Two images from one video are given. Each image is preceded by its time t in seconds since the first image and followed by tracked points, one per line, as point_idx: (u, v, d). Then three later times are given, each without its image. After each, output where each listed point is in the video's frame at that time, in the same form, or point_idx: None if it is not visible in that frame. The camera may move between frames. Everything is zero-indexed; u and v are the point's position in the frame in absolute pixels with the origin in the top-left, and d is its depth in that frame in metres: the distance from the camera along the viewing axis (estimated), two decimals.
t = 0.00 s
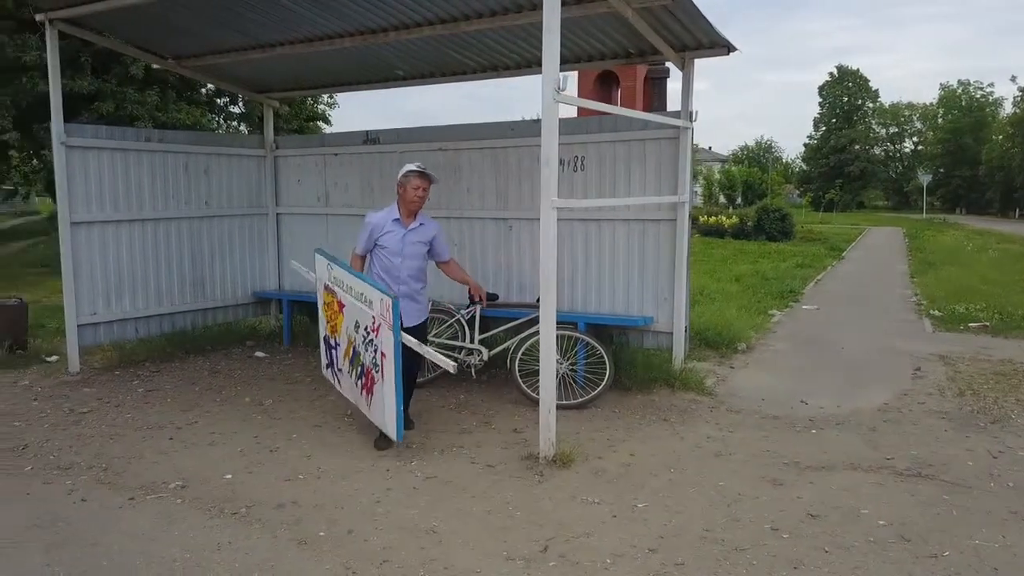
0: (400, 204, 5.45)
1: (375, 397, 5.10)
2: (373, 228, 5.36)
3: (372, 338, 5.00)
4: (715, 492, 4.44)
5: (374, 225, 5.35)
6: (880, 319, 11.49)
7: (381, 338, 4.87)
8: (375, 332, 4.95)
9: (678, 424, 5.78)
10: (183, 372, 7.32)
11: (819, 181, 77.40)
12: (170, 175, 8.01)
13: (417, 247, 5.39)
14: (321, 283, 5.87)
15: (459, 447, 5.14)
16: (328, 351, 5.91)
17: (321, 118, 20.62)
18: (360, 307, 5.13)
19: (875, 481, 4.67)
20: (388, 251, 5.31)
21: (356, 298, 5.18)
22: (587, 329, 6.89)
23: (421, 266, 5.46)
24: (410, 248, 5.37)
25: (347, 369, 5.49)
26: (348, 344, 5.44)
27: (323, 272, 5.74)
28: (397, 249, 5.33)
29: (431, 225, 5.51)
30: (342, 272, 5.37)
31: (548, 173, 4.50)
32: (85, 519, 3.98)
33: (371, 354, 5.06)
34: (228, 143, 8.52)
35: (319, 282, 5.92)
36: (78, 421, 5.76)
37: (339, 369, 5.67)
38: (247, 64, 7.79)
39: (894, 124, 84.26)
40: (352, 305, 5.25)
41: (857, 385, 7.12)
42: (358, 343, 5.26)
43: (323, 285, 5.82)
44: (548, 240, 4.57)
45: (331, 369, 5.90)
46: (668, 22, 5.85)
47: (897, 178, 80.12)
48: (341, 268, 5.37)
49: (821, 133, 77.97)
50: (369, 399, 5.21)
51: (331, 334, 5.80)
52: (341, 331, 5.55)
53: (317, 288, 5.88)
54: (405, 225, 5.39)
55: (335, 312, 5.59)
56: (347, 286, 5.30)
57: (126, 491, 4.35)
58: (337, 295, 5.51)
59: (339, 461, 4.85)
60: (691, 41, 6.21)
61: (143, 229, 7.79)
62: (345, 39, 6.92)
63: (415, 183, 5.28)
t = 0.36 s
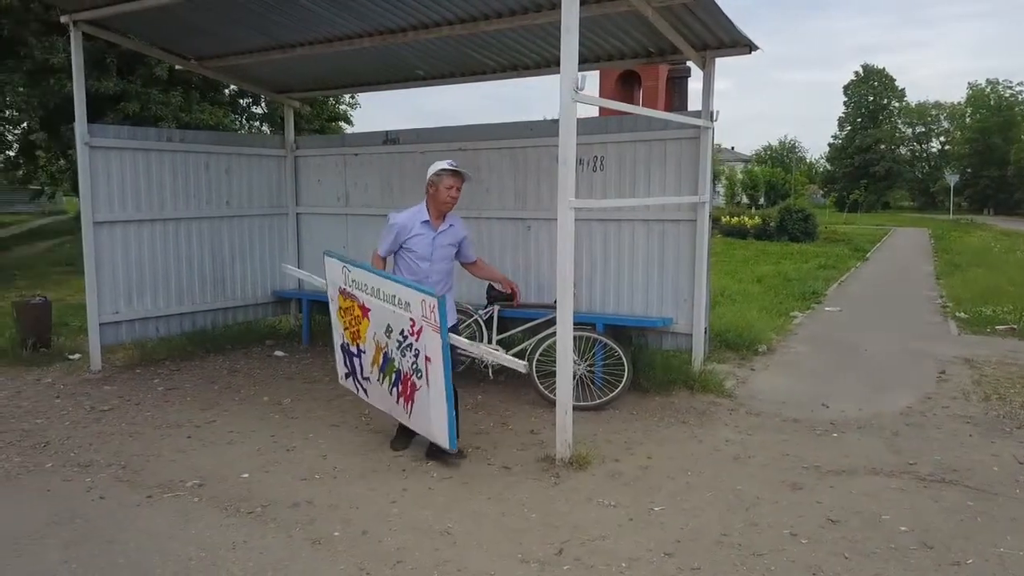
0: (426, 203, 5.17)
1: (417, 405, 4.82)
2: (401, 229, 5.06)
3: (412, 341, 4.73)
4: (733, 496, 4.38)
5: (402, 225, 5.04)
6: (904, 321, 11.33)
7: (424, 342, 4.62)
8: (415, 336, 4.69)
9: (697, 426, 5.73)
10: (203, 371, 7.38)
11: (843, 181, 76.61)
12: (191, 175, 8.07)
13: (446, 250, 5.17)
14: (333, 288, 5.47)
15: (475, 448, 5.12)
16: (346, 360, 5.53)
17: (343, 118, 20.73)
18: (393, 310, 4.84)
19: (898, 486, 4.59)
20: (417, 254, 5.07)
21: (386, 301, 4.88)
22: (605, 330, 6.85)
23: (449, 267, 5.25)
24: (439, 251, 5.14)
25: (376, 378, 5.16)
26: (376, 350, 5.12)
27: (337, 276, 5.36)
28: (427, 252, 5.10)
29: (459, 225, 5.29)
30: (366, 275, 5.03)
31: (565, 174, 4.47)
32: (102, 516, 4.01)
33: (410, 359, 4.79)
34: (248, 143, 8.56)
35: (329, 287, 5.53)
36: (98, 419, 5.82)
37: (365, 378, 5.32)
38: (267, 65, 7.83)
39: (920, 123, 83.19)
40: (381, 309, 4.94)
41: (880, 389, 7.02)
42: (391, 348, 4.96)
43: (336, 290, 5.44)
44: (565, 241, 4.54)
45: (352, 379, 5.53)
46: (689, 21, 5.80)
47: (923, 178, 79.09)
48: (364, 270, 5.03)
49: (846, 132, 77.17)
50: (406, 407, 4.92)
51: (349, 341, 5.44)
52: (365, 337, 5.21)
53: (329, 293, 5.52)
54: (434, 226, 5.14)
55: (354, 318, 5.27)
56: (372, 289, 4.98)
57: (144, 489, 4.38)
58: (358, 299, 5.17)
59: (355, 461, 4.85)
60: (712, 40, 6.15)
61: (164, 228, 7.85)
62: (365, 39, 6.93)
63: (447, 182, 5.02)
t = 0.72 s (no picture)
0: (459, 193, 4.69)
1: (452, 414, 4.44)
2: (434, 222, 4.59)
3: (454, 345, 4.38)
4: (740, 499, 4.35)
5: (434, 218, 4.57)
6: (915, 322, 11.24)
7: (472, 345, 4.29)
8: (459, 339, 4.35)
9: (704, 428, 5.69)
10: (210, 371, 7.39)
11: (854, 181, 76.19)
12: (199, 175, 8.08)
13: (480, 246, 4.74)
14: (353, 283, 4.87)
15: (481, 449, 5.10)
16: (356, 364, 4.94)
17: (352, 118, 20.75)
18: (433, 310, 4.43)
19: (907, 489, 4.55)
20: (451, 250, 4.63)
21: (426, 299, 4.45)
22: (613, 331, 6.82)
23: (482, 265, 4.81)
24: (473, 246, 4.71)
25: (398, 383, 4.67)
26: (403, 353, 4.63)
27: (360, 269, 4.78)
28: (461, 247, 4.66)
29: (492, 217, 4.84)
30: (400, 270, 4.55)
31: (571, 174, 4.44)
32: (107, 516, 4.01)
33: (449, 364, 4.42)
34: (256, 144, 8.57)
35: (345, 281, 4.92)
36: (105, 418, 5.83)
37: (381, 384, 4.79)
38: (275, 65, 7.84)
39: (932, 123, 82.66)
40: (417, 309, 4.50)
41: (890, 390, 6.96)
42: (423, 352, 4.53)
43: (355, 285, 4.84)
44: (570, 242, 4.51)
45: (360, 385, 4.94)
46: (698, 20, 5.76)
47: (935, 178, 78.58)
48: (399, 264, 4.54)
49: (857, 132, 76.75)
50: (435, 416, 4.51)
51: (365, 342, 4.87)
52: (389, 339, 4.69)
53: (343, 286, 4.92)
54: (468, 219, 4.69)
55: (378, 316, 4.73)
56: (409, 286, 4.51)
57: (149, 489, 4.38)
58: (386, 297, 4.65)
59: (359, 462, 4.83)
60: (720, 39, 6.11)
61: (172, 229, 7.87)
62: (372, 39, 6.91)
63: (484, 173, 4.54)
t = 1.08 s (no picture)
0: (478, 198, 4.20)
1: (506, 443, 4.10)
2: (460, 235, 4.09)
3: (506, 369, 4.07)
4: (740, 501, 4.32)
5: (459, 231, 4.07)
6: (921, 323, 11.18)
7: (530, 368, 4.00)
8: (513, 362, 4.05)
9: (706, 429, 5.66)
10: (212, 371, 7.40)
11: (862, 181, 75.89)
12: (202, 176, 8.09)
13: (508, 251, 4.32)
14: (369, 304, 4.46)
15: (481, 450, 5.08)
16: (377, 392, 4.53)
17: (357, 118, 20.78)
18: (479, 332, 4.10)
19: (909, 493, 4.51)
20: (481, 263, 4.17)
21: (470, 321, 4.10)
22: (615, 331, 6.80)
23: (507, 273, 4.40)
24: (501, 253, 4.28)
25: (435, 413, 4.27)
26: (439, 380, 4.25)
27: (380, 290, 4.38)
28: (490, 258, 4.22)
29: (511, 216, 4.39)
30: (435, 291, 4.17)
31: (571, 175, 4.42)
32: (105, 517, 4.01)
33: (500, 389, 4.09)
34: (260, 144, 8.57)
35: (360, 303, 4.50)
36: (107, 419, 5.83)
37: (409, 414, 4.39)
38: (278, 65, 7.84)
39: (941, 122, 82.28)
40: (458, 331, 4.14)
41: (894, 392, 6.92)
42: (466, 377, 4.17)
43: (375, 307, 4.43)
44: (569, 243, 4.49)
45: (382, 414, 4.54)
46: (700, 20, 5.72)
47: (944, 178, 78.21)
48: (432, 285, 4.17)
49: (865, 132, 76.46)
50: (485, 446, 4.14)
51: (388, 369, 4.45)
52: (420, 364, 4.30)
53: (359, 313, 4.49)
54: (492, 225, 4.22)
55: (404, 342, 4.34)
56: (446, 307, 4.15)
57: (147, 489, 4.38)
58: (415, 319, 4.26)
59: (358, 463, 4.82)
60: (724, 39, 6.07)
61: (175, 229, 7.88)
62: (374, 39, 6.90)
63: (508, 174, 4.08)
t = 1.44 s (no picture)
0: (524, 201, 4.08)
1: (573, 454, 3.91)
2: (518, 236, 3.95)
3: (580, 375, 3.85)
4: (734, 504, 4.29)
5: (514, 233, 3.92)
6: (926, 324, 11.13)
7: (607, 374, 3.81)
8: (589, 367, 3.83)
9: (703, 431, 5.63)
10: (211, 371, 7.41)
11: (871, 181, 75.57)
12: (202, 176, 8.10)
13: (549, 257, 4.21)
14: (406, 312, 4.08)
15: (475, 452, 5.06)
16: (409, 408, 4.14)
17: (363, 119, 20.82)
18: (550, 337, 3.85)
19: (906, 496, 4.47)
20: (533, 266, 4.03)
21: (539, 326, 3.85)
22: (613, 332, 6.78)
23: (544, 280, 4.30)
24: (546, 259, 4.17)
25: (488, 425, 3.98)
26: (494, 390, 3.96)
27: (423, 295, 4.03)
28: (540, 262, 4.09)
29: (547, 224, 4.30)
30: (497, 295, 3.89)
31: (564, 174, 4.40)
32: (96, 517, 4.02)
33: (570, 397, 3.87)
34: (261, 144, 8.58)
35: (395, 311, 4.11)
36: (104, 419, 5.86)
37: (451, 429, 4.05)
38: (278, 66, 7.84)
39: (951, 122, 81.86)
40: (524, 338, 3.87)
41: (895, 393, 6.87)
42: (529, 387, 3.91)
43: (414, 315, 4.06)
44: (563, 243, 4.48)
45: (412, 431, 4.15)
46: (698, 19, 5.69)
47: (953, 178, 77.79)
48: (493, 289, 3.89)
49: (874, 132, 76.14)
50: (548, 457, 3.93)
51: (425, 381, 4.09)
52: (470, 375, 3.99)
53: (395, 321, 4.09)
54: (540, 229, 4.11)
55: (451, 351, 4.00)
56: (510, 312, 3.87)
57: (140, 490, 4.39)
58: (469, 326, 3.95)
59: (352, 464, 4.82)
60: (723, 39, 6.04)
61: (175, 229, 7.89)
62: (373, 39, 6.90)
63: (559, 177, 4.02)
